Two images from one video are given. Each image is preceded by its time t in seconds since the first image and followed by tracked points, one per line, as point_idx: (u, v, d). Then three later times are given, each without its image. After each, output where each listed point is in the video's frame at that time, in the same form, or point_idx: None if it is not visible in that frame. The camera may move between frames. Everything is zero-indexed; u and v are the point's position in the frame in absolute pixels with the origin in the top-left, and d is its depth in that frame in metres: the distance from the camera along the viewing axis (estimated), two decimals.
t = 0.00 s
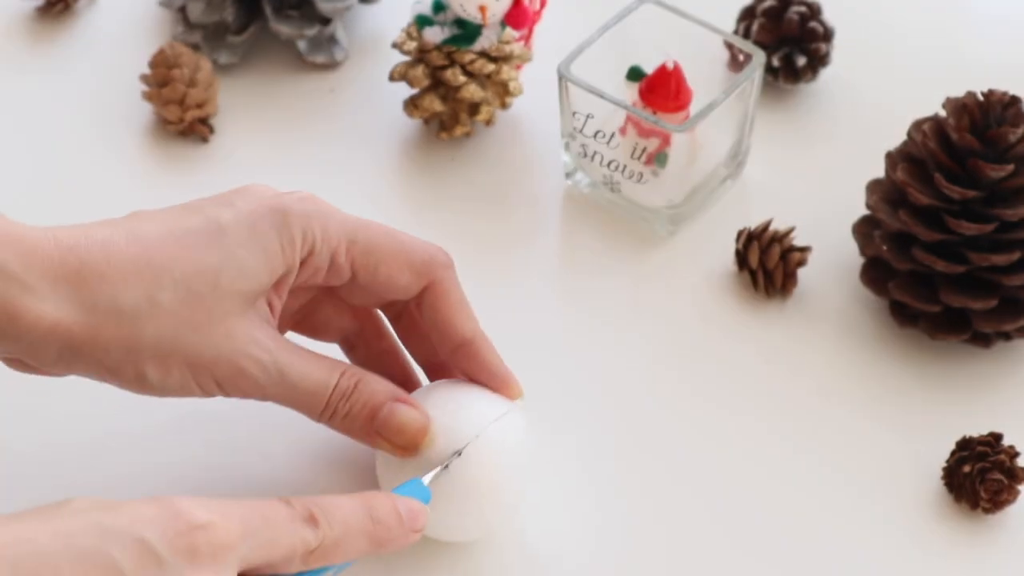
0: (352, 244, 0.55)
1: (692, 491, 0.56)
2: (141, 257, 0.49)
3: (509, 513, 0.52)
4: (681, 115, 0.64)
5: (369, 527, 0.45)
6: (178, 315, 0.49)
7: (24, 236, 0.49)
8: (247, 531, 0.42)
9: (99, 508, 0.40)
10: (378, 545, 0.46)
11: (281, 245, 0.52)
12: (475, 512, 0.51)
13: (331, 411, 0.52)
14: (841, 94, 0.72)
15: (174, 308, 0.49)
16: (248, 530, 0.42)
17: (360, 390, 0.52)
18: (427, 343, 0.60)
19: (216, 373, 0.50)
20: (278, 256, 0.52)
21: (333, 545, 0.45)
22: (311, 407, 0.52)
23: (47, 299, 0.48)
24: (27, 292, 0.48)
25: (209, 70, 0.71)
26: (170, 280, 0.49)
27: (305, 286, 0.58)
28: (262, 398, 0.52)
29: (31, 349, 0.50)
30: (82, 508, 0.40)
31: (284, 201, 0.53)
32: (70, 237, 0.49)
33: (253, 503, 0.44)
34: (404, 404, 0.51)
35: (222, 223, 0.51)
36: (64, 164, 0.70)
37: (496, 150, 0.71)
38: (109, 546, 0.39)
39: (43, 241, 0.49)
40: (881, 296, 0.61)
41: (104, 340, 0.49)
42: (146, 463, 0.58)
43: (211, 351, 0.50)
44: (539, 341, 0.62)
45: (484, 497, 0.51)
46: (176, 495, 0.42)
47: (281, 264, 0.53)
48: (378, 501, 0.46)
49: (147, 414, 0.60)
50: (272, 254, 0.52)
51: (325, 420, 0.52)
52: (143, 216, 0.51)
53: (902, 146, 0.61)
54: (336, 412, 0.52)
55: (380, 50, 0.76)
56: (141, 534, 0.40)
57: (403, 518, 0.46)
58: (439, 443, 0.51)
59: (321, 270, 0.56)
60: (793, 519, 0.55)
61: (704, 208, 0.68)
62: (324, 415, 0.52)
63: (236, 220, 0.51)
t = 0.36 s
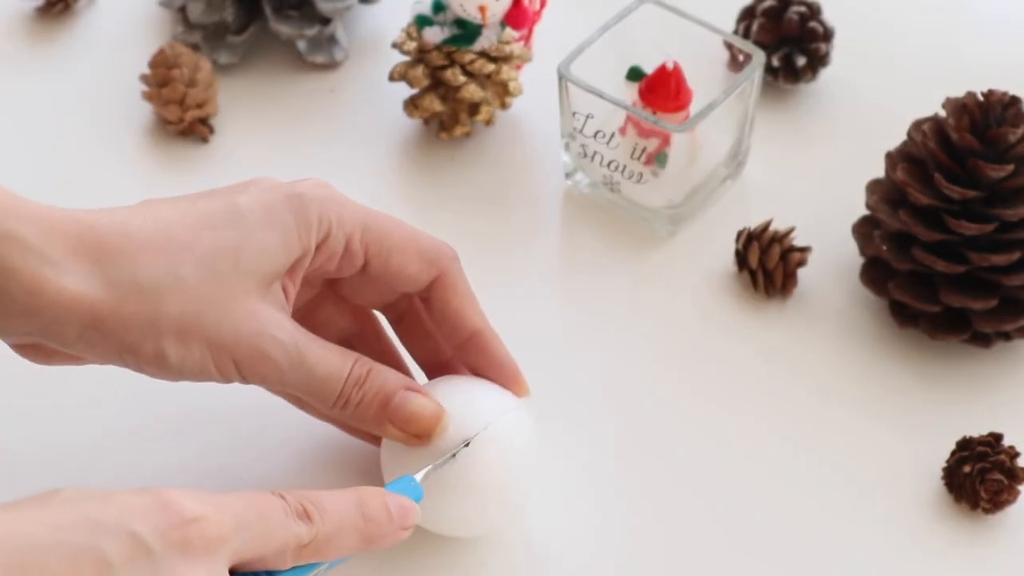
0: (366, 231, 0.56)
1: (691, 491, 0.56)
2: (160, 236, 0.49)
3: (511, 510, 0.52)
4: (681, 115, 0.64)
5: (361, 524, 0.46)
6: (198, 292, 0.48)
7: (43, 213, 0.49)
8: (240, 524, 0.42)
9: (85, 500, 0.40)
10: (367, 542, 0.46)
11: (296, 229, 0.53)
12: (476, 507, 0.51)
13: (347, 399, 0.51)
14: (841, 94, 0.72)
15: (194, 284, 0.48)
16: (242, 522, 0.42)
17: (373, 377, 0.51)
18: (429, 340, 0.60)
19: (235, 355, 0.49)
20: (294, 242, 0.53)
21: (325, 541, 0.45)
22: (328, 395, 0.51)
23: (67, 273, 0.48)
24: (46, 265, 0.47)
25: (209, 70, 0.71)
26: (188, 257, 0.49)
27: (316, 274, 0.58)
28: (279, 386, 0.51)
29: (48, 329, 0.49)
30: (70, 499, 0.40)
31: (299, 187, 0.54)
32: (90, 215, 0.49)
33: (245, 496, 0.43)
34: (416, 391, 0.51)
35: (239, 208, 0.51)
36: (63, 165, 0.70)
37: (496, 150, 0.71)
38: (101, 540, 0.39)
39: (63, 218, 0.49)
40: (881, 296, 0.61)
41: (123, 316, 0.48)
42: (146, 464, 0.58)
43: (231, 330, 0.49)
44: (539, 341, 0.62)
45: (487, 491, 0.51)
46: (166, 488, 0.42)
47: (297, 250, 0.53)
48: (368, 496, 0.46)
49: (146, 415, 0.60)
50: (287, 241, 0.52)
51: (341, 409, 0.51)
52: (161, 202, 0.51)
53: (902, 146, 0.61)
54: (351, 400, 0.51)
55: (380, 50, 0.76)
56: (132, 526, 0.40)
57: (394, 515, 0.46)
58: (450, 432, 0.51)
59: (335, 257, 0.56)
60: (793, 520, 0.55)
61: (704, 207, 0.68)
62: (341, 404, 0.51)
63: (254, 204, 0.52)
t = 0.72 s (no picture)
0: (377, 219, 0.56)
1: (692, 491, 0.56)
2: (176, 216, 0.49)
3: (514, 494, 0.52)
4: (681, 115, 0.64)
5: (384, 493, 0.45)
6: (215, 269, 0.48)
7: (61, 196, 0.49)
8: (266, 492, 0.42)
9: (115, 467, 0.40)
10: (392, 512, 0.46)
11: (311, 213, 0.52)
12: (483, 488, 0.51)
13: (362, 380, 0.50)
14: (841, 95, 0.72)
15: (211, 263, 0.48)
16: (267, 490, 0.42)
17: (387, 355, 0.51)
18: (431, 335, 0.61)
19: (251, 335, 0.49)
20: (308, 226, 0.52)
21: (349, 509, 0.44)
22: (343, 376, 0.50)
23: (84, 251, 0.47)
24: (63, 243, 0.47)
25: (209, 70, 0.71)
26: (204, 235, 0.48)
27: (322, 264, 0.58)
28: (295, 368, 0.50)
29: (65, 310, 0.48)
30: (101, 466, 0.40)
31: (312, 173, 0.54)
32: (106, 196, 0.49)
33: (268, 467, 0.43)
34: (429, 367, 0.51)
35: (254, 189, 0.51)
36: (62, 165, 0.70)
37: (497, 149, 0.71)
38: (131, 503, 0.39)
39: (80, 199, 0.48)
40: (882, 296, 0.61)
41: (139, 295, 0.47)
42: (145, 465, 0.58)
43: (247, 309, 0.48)
44: (539, 341, 0.62)
45: (493, 470, 0.51)
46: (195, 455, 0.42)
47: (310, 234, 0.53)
48: (391, 466, 0.46)
49: (145, 415, 0.59)
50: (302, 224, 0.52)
51: (356, 392, 0.51)
52: (176, 185, 0.51)
53: (902, 146, 0.61)
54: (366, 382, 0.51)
55: (380, 49, 0.76)
56: (161, 492, 0.39)
57: (417, 485, 0.46)
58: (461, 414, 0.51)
59: (346, 244, 0.56)
60: (793, 520, 0.55)
61: (704, 207, 0.68)
62: (357, 386, 0.51)
63: (268, 187, 0.52)
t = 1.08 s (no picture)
0: (384, 218, 0.56)
1: (692, 491, 0.56)
2: (182, 210, 0.49)
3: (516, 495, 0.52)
4: (681, 115, 0.64)
5: (364, 511, 0.45)
6: (220, 262, 0.48)
7: (69, 186, 0.49)
8: (239, 511, 0.42)
9: (89, 489, 0.40)
10: (372, 530, 0.46)
11: (319, 211, 0.53)
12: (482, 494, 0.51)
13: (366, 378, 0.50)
14: (841, 95, 0.72)
15: (214, 255, 0.48)
16: (242, 509, 0.42)
17: (390, 355, 0.51)
18: (436, 336, 0.61)
19: (256, 330, 0.49)
20: (315, 223, 0.52)
21: (328, 528, 0.44)
22: (349, 373, 0.50)
23: (90, 241, 0.48)
24: (69, 234, 0.48)
25: (209, 70, 0.71)
26: (211, 228, 0.49)
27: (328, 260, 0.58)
28: (300, 364, 0.50)
29: (71, 301, 0.48)
30: (73, 489, 0.40)
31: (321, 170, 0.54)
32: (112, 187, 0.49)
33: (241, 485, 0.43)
34: (431, 369, 0.51)
35: (263, 186, 0.51)
36: (63, 164, 0.70)
37: (497, 149, 0.71)
38: (100, 523, 0.39)
39: (87, 190, 0.49)
40: (882, 296, 0.61)
41: (145, 287, 0.47)
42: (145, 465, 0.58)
43: (253, 303, 0.48)
44: (539, 341, 0.62)
45: (493, 474, 0.51)
46: (166, 477, 0.42)
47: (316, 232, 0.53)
48: (372, 486, 0.46)
49: (145, 416, 0.59)
50: (310, 222, 0.52)
51: (361, 390, 0.51)
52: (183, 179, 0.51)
53: (902, 146, 0.61)
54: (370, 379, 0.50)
55: (380, 49, 0.76)
56: (130, 512, 0.40)
57: (398, 503, 0.46)
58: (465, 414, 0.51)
59: (353, 242, 0.56)
60: (793, 520, 0.55)
61: (704, 207, 0.68)
62: (363, 383, 0.51)
63: (276, 183, 0.52)
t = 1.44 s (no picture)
0: (380, 222, 0.56)
1: (693, 491, 0.56)
2: (170, 216, 0.50)
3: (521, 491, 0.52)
4: (682, 115, 0.64)
5: (386, 495, 0.46)
6: (206, 270, 0.49)
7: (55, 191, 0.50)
8: (268, 495, 0.43)
9: (113, 474, 0.41)
10: (394, 514, 0.46)
11: (313, 212, 0.53)
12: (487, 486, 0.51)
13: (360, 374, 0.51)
14: (842, 95, 0.72)
15: (201, 264, 0.49)
16: (269, 493, 0.43)
17: (393, 348, 0.51)
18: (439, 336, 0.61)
19: (245, 336, 0.50)
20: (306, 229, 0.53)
21: (352, 512, 0.45)
22: (343, 373, 0.51)
23: (78, 254, 0.49)
24: (55, 247, 0.49)
25: (210, 70, 0.71)
26: (197, 236, 0.49)
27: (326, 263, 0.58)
28: (293, 365, 0.51)
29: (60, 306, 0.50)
30: (99, 474, 0.41)
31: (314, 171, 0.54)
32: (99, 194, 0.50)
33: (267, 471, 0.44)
34: (438, 359, 0.52)
35: (251, 188, 0.52)
36: (63, 164, 0.70)
37: (498, 148, 0.71)
38: (131, 508, 0.40)
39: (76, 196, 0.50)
40: (883, 296, 0.61)
41: (136, 298, 0.49)
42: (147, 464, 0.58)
43: (245, 308, 0.50)
44: (540, 340, 0.62)
45: (498, 469, 0.51)
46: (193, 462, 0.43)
47: (309, 233, 0.53)
48: (393, 469, 0.46)
49: (145, 415, 0.59)
50: (300, 224, 0.52)
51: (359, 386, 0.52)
52: (173, 180, 0.52)
53: (903, 146, 0.61)
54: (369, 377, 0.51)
55: (381, 49, 0.76)
56: (161, 498, 0.41)
57: (419, 487, 0.47)
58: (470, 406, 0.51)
59: (348, 245, 0.56)
60: (794, 520, 0.55)
61: (705, 207, 0.68)
62: (357, 383, 0.52)
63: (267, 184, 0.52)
